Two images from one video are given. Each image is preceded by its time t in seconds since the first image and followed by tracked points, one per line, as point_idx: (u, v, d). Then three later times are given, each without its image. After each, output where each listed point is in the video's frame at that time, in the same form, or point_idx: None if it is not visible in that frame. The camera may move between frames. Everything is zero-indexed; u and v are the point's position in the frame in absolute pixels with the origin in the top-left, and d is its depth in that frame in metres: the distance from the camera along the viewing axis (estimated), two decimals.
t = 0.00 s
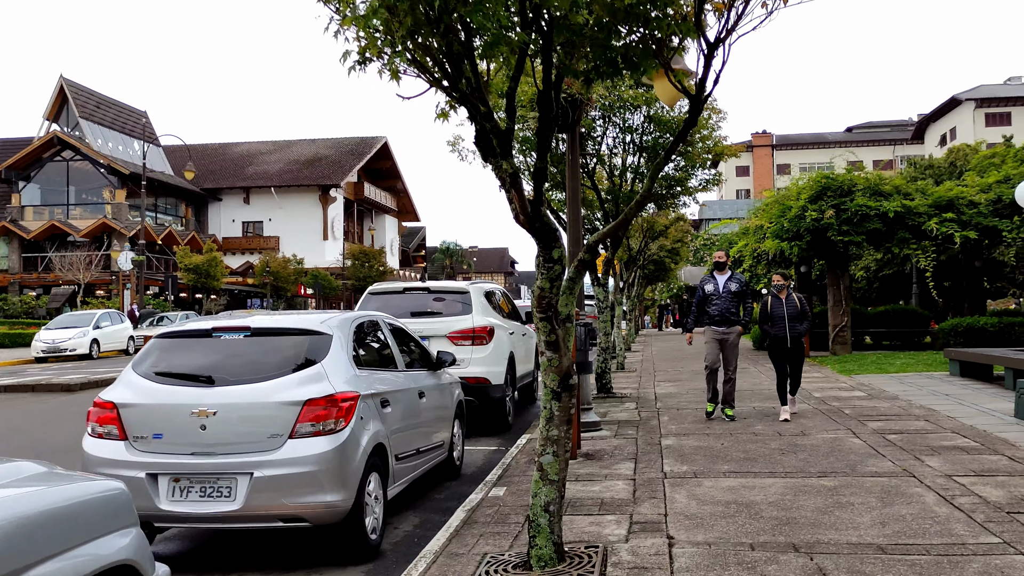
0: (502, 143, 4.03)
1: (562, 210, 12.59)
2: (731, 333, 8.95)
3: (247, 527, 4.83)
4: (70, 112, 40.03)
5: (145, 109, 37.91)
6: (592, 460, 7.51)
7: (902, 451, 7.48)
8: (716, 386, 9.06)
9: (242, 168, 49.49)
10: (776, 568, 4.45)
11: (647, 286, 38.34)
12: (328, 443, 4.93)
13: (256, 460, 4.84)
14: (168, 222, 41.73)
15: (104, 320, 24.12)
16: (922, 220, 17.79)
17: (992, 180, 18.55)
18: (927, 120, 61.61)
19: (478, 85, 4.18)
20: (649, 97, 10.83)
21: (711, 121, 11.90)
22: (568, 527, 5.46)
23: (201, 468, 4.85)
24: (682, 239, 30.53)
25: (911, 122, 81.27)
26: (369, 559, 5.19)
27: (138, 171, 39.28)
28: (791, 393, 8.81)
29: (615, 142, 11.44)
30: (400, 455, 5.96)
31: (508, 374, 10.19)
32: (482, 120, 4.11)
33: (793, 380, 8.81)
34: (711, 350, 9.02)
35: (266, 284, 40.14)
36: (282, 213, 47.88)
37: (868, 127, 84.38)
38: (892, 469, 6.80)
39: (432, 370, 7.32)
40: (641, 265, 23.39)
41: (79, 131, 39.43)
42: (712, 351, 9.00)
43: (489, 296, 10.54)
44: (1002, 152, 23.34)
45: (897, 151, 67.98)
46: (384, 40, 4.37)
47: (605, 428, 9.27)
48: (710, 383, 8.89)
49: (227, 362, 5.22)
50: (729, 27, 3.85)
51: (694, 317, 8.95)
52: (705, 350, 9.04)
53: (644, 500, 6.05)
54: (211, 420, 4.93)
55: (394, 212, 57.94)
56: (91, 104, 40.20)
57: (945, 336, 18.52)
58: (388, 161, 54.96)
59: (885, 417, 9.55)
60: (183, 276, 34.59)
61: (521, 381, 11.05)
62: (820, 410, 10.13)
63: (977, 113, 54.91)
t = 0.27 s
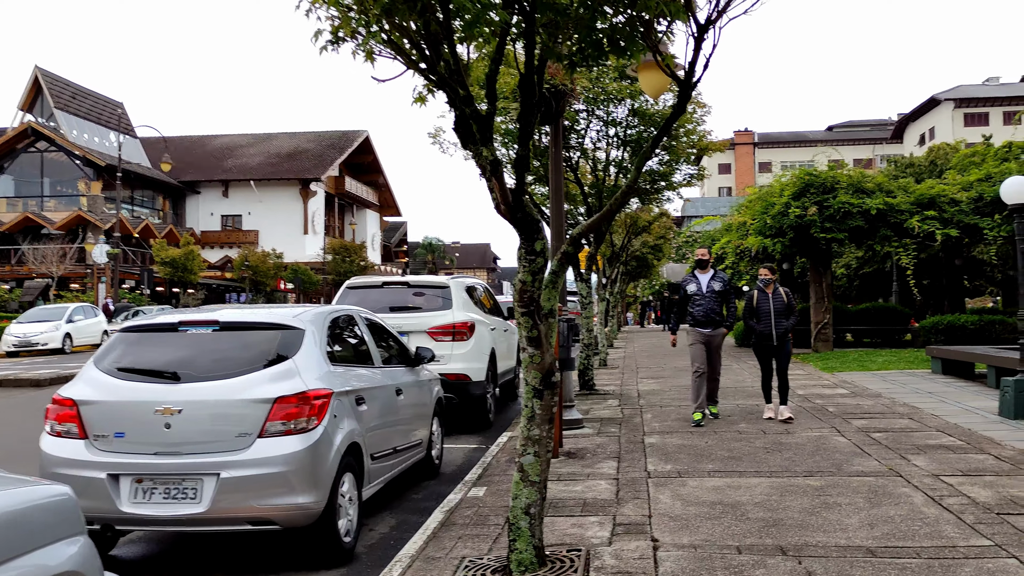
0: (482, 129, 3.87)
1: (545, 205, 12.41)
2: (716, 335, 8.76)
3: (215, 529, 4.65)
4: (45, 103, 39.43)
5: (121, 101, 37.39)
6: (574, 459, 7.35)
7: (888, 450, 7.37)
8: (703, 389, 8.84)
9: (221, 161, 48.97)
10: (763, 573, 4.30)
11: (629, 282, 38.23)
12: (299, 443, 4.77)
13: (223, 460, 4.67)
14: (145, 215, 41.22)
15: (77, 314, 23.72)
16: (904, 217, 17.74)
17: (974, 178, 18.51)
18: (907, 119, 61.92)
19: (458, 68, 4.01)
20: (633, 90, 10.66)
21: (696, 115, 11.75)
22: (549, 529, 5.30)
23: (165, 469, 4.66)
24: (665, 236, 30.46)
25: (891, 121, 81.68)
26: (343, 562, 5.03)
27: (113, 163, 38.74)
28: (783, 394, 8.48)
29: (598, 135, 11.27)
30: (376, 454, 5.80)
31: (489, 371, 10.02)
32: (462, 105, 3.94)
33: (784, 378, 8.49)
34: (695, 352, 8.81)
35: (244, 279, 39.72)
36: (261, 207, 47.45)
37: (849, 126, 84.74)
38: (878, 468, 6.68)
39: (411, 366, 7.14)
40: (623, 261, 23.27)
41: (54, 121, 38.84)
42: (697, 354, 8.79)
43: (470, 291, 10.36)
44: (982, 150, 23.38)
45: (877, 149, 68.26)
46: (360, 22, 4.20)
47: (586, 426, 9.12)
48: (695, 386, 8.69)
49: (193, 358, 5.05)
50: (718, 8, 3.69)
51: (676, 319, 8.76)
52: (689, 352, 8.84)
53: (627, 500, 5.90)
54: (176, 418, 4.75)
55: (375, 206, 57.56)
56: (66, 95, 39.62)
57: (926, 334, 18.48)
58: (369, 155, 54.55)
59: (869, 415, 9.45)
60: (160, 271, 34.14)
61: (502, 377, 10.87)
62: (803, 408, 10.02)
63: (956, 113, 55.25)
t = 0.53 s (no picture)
0: (469, 122, 3.68)
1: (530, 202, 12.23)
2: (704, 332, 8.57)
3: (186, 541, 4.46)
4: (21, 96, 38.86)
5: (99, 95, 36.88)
6: (560, 462, 7.19)
7: (878, 452, 7.24)
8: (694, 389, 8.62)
9: (201, 156, 48.47)
10: None
11: (612, 279, 38.11)
12: (275, 449, 4.59)
13: (194, 467, 4.48)
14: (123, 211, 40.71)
15: (53, 311, 23.33)
16: (889, 215, 17.68)
17: (958, 176, 18.48)
18: (889, 117, 62.15)
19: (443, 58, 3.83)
20: (620, 84, 10.48)
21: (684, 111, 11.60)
22: (536, 537, 5.13)
23: (133, 477, 4.47)
24: (649, 233, 30.34)
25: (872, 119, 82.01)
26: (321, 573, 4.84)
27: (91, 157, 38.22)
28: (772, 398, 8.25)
29: (584, 131, 11.09)
30: (357, 460, 5.61)
31: (473, 371, 9.83)
32: (447, 97, 3.76)
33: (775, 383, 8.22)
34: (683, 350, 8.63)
35: (224, 275, 39.29)
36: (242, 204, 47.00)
37: (830, 123, 85.04)
38: (871, 471, 6.54)
39: (394, 368, 6.96)
40: (607, 259, 23.12)
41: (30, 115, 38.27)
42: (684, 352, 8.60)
43: (454, 289, 10.16)
44: (965, 148, 23.39)
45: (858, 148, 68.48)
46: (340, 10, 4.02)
47: (572, 427, 8.95)
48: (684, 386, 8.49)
49: (164, 361, 4.86)
50: None
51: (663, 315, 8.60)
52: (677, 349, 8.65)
53: (616, 506, 5.73)
54: (145, 424, 4.57)
55: (357, 203, 57.17)
56: (43, 89, 39.06)
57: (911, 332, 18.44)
58: (351, 151, 54.15)
59: (858, 415, 9.33)
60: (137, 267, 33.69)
61: (486, 377, 10.69)
62: (791, 408, 9.89)
63: (936, 112, 55.58)
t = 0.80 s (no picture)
0: (456, 115, 3.55)
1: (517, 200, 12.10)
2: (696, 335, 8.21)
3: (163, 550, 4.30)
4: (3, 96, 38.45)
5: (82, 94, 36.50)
6: (549, 465, 7.06)
7: (872, 453, 7.15)
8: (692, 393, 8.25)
9: (186, 156, 48.10)
10: None
11: (599, 279, 38.04)
12: (255, 455, 4.44)
13: (172, 474, 4.32)
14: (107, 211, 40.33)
15: (34, 312, 23.03)
16: (877, 213, 17.64)
17: (946, 174, 18.46)
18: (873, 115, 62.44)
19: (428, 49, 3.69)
20: (608, 81, 10.37)
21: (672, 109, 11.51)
22: (524, 544, 4.99)
23: (107, 485, 4.31)
24: (636, 232, 30.29)
25: (857, 118, 82.43)
26: None
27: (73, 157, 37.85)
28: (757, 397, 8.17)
29: (572, 129, 10.98)
30: (341, 464, 5.46)
31: (460, 372, 9.69)
32: (432, 90, 3.62)
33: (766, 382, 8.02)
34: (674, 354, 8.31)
35: (209, 276, 38.96)
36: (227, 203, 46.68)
37: (814, 122, 85.40)
38: (865, 473, 6.44)
39: (379, 370, 6.81)
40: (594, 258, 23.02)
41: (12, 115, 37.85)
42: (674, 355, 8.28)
43: (440, 289, 10.02)
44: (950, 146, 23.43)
45: (843, 146, 68.75)
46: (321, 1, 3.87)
47: (561, 428, 8.83)
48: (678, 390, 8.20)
49: (140, 364, 4.70)
50: None
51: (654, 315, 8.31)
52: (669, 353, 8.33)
53: (607, 510, 5.61)
54: (120, 430, 4.41)
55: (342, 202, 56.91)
56: (25, 88, 38.66)
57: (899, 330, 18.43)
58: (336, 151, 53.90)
59: (849, 415, 9.24)
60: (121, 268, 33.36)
61: (473, 378, 10.56)
62: (782, 408, 9.79)
63: (920, 110, 55.91)
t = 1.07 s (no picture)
0: (441, 102, 3.39)
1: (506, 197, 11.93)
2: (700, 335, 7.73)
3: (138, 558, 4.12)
4: None
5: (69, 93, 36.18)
6: (540, 467, 6.90)
7: (869, 453, 7.02)
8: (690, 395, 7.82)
9: (175, 155, 47.80)
10: None
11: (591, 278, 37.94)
12: (235, 458, 4.26)
13: (147, 478, 4.15)
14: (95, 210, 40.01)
15: (20, 313, 22.76)
16: (870, 210, 17.56)
17: (938, 171, 18.37)
18: (864, 114, 62.55)
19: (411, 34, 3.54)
20: (599, 76, 10.23)
21: (664, 104, 11.37)
22: (514, 548, 4.83)
23: (80, 490, 4.13)
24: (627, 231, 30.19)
25: (847, 117, 82.61)
26: None
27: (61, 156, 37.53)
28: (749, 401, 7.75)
29: (563, 126, 10.83)
30: (325, 467, 5.29)
31: (449, 371, 9.53)
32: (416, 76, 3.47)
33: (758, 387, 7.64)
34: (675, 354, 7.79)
35: (198, 276, 38.67)
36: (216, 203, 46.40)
37: (804, 121, 85.57)
38: (863, 473, 6.31)
39: (365, 369, 6.64)
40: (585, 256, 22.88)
41: None
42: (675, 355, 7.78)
43: (429, 288, 9.85)
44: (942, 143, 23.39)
45: (834, 145, 68.83)
46: None
47: (552, 429, 8.67)
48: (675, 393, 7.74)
49: (115, 364, 4.53)
50: None
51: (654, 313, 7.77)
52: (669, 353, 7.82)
53: (599, 513, 5.45)
54: (94, 433, 4.23)
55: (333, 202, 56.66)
56: (12, 87, 38.33)
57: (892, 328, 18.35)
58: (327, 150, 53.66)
59: (844, 414, 9.11)
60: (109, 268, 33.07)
61: (463, 378, 10.39)
62: (776, 407, 9.65)
63: (910, 109, 56.05)
